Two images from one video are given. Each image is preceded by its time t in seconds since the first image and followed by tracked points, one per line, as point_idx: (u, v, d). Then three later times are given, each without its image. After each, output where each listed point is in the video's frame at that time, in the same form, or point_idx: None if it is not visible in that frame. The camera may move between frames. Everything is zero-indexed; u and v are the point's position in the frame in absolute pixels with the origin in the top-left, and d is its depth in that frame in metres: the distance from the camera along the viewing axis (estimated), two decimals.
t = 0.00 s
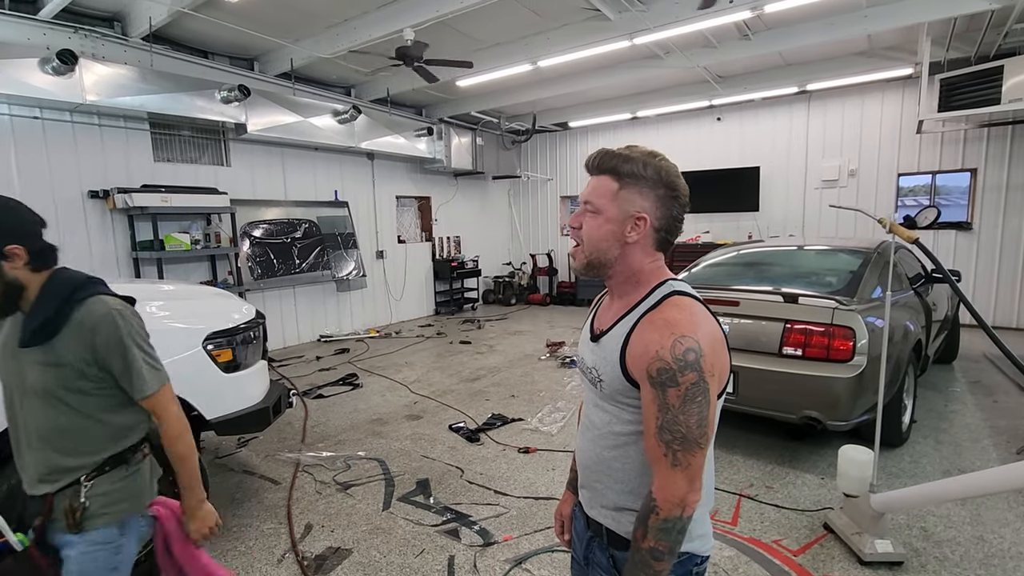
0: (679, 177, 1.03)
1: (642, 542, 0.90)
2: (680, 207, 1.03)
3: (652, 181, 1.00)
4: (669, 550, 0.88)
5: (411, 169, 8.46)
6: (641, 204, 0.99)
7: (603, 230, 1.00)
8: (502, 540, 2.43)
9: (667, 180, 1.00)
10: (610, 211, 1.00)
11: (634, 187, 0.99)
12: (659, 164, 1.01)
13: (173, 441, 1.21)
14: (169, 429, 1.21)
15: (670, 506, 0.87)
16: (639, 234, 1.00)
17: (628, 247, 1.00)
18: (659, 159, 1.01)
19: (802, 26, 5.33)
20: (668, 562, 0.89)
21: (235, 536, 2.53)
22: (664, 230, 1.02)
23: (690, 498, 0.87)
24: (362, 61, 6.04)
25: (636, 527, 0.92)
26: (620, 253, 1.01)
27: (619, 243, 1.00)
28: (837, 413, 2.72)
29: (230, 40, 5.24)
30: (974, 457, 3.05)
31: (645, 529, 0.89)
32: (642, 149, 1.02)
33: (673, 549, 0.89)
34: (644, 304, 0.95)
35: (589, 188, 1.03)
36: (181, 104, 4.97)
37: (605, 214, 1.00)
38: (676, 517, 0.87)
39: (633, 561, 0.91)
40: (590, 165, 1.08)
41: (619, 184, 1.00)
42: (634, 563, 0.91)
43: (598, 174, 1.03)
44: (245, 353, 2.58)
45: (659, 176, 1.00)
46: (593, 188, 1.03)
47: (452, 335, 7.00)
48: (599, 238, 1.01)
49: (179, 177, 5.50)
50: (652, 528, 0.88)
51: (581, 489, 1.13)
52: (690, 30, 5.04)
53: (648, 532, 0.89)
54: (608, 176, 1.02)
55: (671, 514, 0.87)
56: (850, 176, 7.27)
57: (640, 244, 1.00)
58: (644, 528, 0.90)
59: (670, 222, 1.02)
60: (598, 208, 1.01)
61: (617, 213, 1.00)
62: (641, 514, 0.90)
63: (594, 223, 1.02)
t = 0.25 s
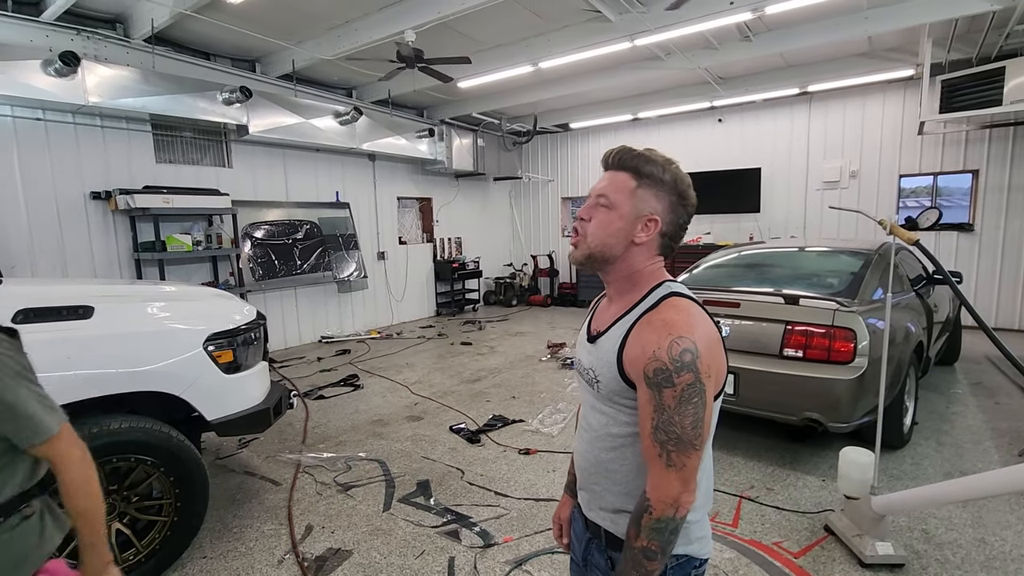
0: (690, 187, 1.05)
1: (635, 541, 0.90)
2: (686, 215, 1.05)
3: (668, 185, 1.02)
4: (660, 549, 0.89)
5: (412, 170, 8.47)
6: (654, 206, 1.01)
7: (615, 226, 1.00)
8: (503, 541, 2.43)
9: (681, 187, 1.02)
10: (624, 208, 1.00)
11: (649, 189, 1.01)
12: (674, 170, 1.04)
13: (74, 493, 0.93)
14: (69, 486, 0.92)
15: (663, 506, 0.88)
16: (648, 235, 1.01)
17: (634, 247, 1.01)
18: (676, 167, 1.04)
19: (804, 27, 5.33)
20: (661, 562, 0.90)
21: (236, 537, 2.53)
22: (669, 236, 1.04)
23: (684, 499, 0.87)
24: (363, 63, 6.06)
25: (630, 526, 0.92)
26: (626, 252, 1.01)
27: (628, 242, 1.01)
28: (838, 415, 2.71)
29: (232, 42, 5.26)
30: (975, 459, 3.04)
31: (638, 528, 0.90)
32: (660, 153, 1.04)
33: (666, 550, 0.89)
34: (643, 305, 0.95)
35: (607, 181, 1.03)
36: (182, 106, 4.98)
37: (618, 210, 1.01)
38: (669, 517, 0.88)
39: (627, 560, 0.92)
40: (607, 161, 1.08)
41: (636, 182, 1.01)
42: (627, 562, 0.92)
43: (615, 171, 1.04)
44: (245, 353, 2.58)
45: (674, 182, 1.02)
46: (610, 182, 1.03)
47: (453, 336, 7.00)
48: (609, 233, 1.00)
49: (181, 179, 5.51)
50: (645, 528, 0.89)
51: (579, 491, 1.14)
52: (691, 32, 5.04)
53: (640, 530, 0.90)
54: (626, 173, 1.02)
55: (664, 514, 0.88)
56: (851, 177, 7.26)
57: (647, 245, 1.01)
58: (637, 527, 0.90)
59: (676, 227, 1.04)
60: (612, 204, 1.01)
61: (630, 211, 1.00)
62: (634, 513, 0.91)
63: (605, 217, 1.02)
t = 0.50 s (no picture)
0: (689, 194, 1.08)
1: (630, 540, 0.90)
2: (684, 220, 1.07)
3: (672, 189, 1.03)
4: (655, 548, 0.89)
5: (412, 171, 8.48)
6: (659, 208, 1.02)
7: (622, 225, 1.00)
8: (501, 542, 2.43)
9: (682, 191, 1.05)
10: (632, 207, 1.00)
11: (655, 191, 1.02)
12: (677, 175, 1.06)
13: None
14: None
15: (657, 506, 0.88)
16: (651, 237, 1.02)
17: (638, 247, 1.01)
18: (678, 172, 1.06)
19: (802, 28, 5.34)
20: (655, 561, 0.90)
21: (234, 538, 2.53)
22: (669, 239, 1.06)
23: (678, 498, 0.87)
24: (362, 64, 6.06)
25: (624, 525, 0.93)
26: (630, 252, 1.01)
27: (632, 242, 1.01)
28: (836, 416, 2.72)
29: (231, 43, 5.26)
30: (973, 460, 3.04)
31: (633, 527, 0.90)
32: (663, 157, 1.06)
33: (660, 550, 0.89)
34: (638, 305, 0.96)
35: (615, 179, 1.03)
36: (182, 106, 4.99)
37: (626, 209, 1.01)
38: (664, 516, 0.88)
39: (621, 559, 0.92)
40: (612, 161, 1.08)
41: (644, 183, 1.02)
42: (622, 562, 0.92)
43: (622, 170, 1.04)
44: (244, 354, 2.58)
45: (677, 186, 1.04)
46: (619, 181, 1.03)
47: (452, 337, 7.01)
48: (615, 232, 1.00)
49: (180, 180, 5.51)
50: (640, 527, 0.89)
51: (576, 493, 1.14)
52: (690, 33, 5.04)
53: (635, 529, 0.90)
54: (634, 173, 1.03)
55: (659, 513, 0.88)
56: (850, 178, 7.27)
57: (649, 246, 1.02)
58: (632, 526, 0.90)
59: (674, 232, 1.06)
60: (619, 201, 1.01)
61: (637, 211, 1.01)
62: (629, 512, 0.91)
63: (611, 215, 1.01)
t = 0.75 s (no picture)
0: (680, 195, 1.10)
1: (626, 539, 0.90)
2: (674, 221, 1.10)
3: (668, 190, 1.04)
4: (652, 548, 0.89)
5: (408, 172, 8.47)
6: (657, 210, 1.03)
7: (625, 228, 1.00)
8: (496, 542, 2.43)
9: (676, 193, 1.06)
10: (635, 210, 1.00)
11: (655, 193, 1.02)
12: (672, 176, 1.07)
13: None
14: None
15: (654, 504, 0.88)
16: (649, 239, 1.03)
17: (638, 250, 1.02)
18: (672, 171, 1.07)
19: (797, 30, 5.35)
20: (653, 560, 0.90)
21: (227, 539, 2.52)
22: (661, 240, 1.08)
23: (675, 497, 0.87)
24: (359, 65, 6.06)
25: (620, 526, 0.92)
26: (631, 254, 1.01)
27: (633, 244, 1.01)
28: (830, 416, 2.72)
29: (227, 43, 5.25)
30: (966, 459, 3.05)
31: (630, 527, 0.90)
32: (659, 158, 1.06)
33: (657, 549, 0.89)
34: (632, 304, 0.96)
35: (617, 180, 1.01)
36: (177, 107, 4.97)
37: (629, 212, 1.00)
38: (661, 515, 0.88)
39: (617, 559, 0.92)
40: (608, 158, 1.06)
41: (645, 185, 1.01)
42: (619, 562, 0.91)
43: (622, 170, 1.03)
44: (238, 355, 2.57)
45: (673, 187, 1.06)
46: (621, 183, 1.01)
47: (448, 338, 7.00)
48: (619, 236, 1.00)
49: (175, 180, 5.50)
50: (637, 527, 0.89)
51: (566, 495, 1.13)
52: (685, 35, 5.05)
53: (632, 529, 0.89)
54: (634, 174, 1.02)
55: (656, 512, 0.88)
56: (845, 179, 7.30)
57: (647, 248, 1.03)
58: (628, 525, 0.90)
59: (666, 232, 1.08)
60: (623, 203, 1.00)
61: (640, 213, 1.00)
62: (625, 512, 0.91)
63: (615, 219, 1.00)
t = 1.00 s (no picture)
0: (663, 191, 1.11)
1: (627, 539, 0.90)
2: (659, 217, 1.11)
3: (654, 189, 1.05)
4: (653, 547, 0.89)
5: (402, 173, 8.46)
6: (647, 212, 1.04)
7: (619, 234, 1.00)
8: (488, 543, 2.42)
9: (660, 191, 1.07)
10: (628, 217, 1.00)
11: (643, 195, 1.02)
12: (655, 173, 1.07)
13: None
14: None
15: (654, 503, 0.88)
16: (639, 241, 1.04)
17: (632, 253, 1.03)
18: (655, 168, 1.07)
19: (789, 31, 5.38)
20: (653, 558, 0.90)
21: (217, 541, 2.50)
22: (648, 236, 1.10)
23: (674, 494, 0.88)
24: (352, 65, 6.05)
25: (618, 525, 0.92)
26: (626, 258, 1.02)
27: (628, 249, 1.02)
28: (820, 415, 2.74)
29: (219, 43, 5.23)
30: (956, 458, 3.07)
31: (630, 528, 0.90)
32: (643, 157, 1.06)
33: (657, 547, 0.89)
34: (626, 303, 0.96)
35: (606, 186, 1.00)
36: (168, 107, 4.95)
37: (623, 220, 1.00)
38: (661, 513, 0.88)
39: (616, 558, 0.91)
40: (592, 162, 1.04)
41: (635, 190, 1.01)
42: (619, 562, 0.91)
43: (610, 174, 1.01)
44: (228, 356, 2.56)
45: (657, 186, 1.06)
46: (611, 190, 1.00)
47: (442, 339, 6.99)
48: (616, 244, 0.99)
49: (167, 181, 5.47)
50: (636, 526, 0.89)
51: (553, 497, 1.13)
52: (677, 36, 5.07)
53: (632, 529, 0.89)
54: (623, 180, 1.01)
55: (656, 510, 0.88)
56: (837, 180, 7.34)
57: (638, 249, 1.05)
58: (628, 526, 0.90)
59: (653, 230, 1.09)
60: (616, 210, 0.99)
61: (631, 219, 1.01)
62: (625, 512, 0.90)
63: (610, 228, 1.00)
